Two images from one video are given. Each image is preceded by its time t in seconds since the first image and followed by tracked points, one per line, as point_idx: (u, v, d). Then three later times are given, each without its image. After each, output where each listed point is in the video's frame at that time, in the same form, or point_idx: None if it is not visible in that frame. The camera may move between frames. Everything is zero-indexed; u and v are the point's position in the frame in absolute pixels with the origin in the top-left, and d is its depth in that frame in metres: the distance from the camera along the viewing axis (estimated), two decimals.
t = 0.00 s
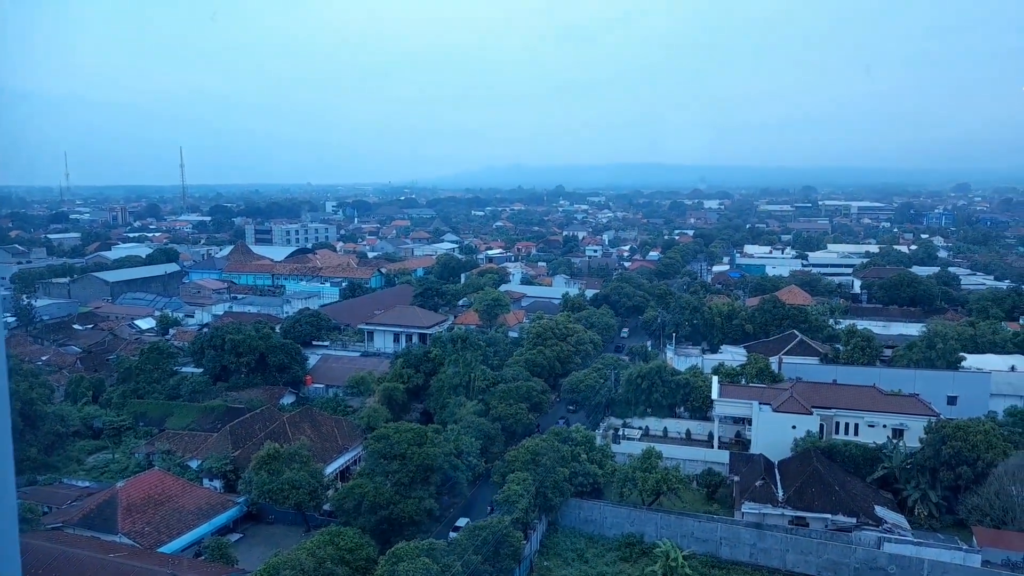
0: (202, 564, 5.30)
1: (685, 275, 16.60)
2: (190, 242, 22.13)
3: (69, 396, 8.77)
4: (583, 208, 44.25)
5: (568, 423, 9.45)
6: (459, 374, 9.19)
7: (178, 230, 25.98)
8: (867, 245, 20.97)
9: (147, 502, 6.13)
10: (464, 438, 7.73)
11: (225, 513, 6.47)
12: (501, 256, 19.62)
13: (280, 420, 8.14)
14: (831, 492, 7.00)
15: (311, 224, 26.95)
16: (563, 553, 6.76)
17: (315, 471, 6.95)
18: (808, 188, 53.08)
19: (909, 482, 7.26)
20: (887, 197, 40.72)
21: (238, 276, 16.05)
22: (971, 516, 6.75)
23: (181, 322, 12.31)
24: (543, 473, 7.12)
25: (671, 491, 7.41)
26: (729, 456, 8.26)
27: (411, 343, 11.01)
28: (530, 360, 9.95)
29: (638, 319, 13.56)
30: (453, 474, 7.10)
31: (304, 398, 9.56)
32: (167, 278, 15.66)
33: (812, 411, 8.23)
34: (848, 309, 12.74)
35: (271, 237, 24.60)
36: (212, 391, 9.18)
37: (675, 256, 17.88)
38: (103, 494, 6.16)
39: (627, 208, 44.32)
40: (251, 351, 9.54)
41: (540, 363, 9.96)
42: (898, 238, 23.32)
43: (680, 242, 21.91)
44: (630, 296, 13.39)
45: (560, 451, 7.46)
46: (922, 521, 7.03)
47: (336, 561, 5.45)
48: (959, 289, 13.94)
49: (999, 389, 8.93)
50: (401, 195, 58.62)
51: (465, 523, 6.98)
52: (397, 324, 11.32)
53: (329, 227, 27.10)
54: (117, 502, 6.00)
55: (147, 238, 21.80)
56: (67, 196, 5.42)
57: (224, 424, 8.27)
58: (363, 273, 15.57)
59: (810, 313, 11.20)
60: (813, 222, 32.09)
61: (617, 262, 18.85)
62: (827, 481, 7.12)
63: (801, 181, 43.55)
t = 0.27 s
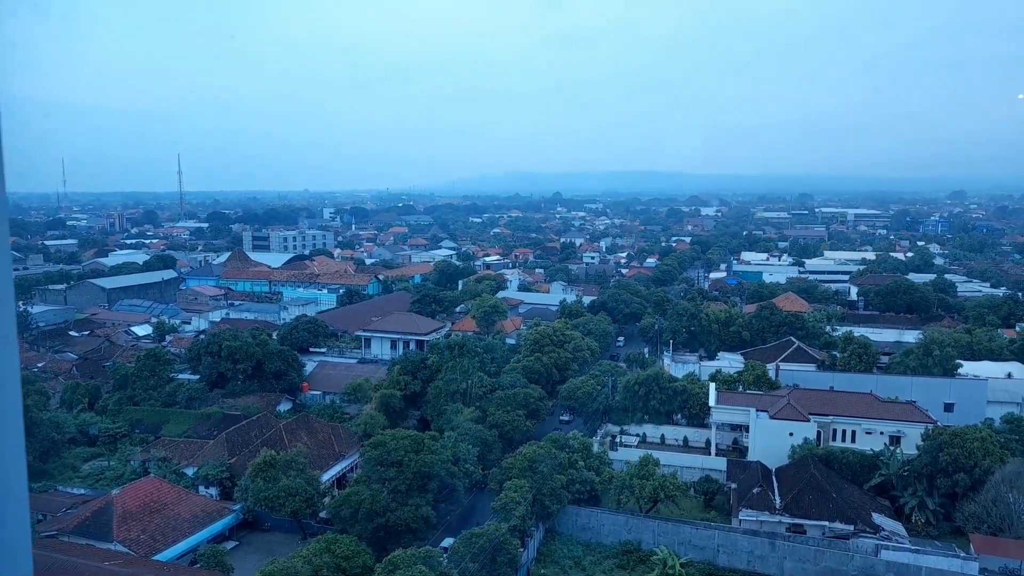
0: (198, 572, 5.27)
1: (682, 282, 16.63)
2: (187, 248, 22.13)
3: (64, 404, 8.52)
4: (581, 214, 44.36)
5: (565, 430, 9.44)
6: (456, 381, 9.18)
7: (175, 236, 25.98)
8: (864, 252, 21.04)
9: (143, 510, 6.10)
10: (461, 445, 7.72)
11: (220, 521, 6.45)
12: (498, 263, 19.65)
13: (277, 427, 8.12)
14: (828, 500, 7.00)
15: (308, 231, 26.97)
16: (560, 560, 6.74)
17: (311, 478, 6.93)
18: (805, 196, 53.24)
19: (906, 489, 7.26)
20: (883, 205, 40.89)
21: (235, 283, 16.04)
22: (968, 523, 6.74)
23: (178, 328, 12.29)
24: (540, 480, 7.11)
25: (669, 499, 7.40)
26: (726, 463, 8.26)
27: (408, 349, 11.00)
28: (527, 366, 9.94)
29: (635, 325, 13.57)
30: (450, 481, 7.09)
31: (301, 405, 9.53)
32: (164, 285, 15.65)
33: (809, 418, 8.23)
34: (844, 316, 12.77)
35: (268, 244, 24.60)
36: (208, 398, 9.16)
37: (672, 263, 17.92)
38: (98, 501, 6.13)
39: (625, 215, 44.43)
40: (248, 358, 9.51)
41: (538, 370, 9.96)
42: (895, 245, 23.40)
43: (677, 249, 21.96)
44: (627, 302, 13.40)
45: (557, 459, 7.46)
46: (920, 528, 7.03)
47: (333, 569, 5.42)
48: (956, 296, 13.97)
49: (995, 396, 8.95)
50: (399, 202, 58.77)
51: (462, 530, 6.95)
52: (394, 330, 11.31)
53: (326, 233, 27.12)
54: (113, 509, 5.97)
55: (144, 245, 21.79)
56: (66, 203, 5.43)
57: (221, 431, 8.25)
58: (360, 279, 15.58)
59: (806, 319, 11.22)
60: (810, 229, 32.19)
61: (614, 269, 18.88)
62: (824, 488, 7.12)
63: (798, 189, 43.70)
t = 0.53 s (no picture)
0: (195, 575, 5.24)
1: (680, 284, 16.63)
2: (185, 251, 22.10)
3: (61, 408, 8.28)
4: (579, 217, 44.33)
5: (564, 433, 9.42)
6: (454, 384, 9.17)
7: (173, 239, 25.94)
8: (861, 254, 21.08)
9: (140, 513, 6.08)
10: (459, 448, 7.71)
11: (218, 524, 6.43)
12: (497, 265, 19.66)
13: (275, 430, 8.10)
14: (826, 502, 7.00)
15: (306, 233, 26.94)
16: (559, 563, 6.73)
17: (309, 481, 6.92)
18: (803, 198, 53.31)
19: (904, 491, 7.27)
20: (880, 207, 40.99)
21: (233, 285, 16.02)
22: (966, 525, 6.73)
23: (175, 331, 12.26)
24: (539, 482, 7.10)
25: (667, 501, 7.39)
26: (724, 465, 8.26)
27: (406, 352, 10.99)
28: (525, 369, 9.93)
29: (634, 327, 13.56)
30: (448, 483, 7.08)
31: (299, 407, 9.51)
32: (162, 287, 15.62)
33: (807, 420, 8.23)
34: (842, 318, 12.78)
35: (266, 246, 24.56)
36: (205, 402, 9.15)
37: (671, 265, 17.92)
38: (96, 504, 6.10)
39: (623, 218, 44.43)
40: (245, 360, 9.48)
41: (536, 372, 9.95)
42: (892, 247, 23.44)
43: (675, 252, 21.97)
44: (625, 304, 13.40)
45: (555, 461, 7.45)
46: (918, 530, 7.04)
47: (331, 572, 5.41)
48: (953, 298, 13.99)
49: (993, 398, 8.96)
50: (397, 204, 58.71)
51: (460, 533, 6.93)
52: (392, 333, 11.30)
53: (325, 236, 27.09)
54: (111, 512, 5.94)
55: (142, 247, 21.76)
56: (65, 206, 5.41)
57: (218, 433, 8.23)
58: (358, 282, 15.56)
59: (804, 322, 11.22)
60: (808, 231, 32.23)
61: (612, 271, 18.89)
62: (822, 490, 7.12)
63: (796, 191, 43.74)
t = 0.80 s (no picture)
0: None
1: (678, 289, 16.66)
2: (183, 256, 22.11)
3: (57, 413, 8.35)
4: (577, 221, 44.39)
5: (562, 437, 9.42)
6: (452, 388, 9.17)
7: (171, 244, 25.92)
8: (859, 259, 21.11)
9: (136, 518, 6.06)
10: (457, 452, 7.70)
11: (215, 529, 6.41)
12: (495, 270, 19.67)
13: (272, 435, 8.09)
14: (824, 506, 7.00)
15: (304, 238, 26.94)
16: (557, 568, 6.72)
17: (307, 486, 6.91)
18: (800, 203, 53.47)
19: (902, 495, 7.27)
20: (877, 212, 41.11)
21: (231, 290, 16.01)
22: (964, 529, 6.72)
23: (172, 336, 12.25)
24: (536, 487, 7.10)
25: (665, 505, 7.39)
26: (722, 470, 8.26)
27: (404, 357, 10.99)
28: (523, 373, 9.93)
29: (632, 332, 13.56)
30: (446, 488, 7.07)
31: (296, 412, 9.50)
32: (159, 292, 15.61)
33: (805, 424, 8.23)
34: (840, 323, 12.80)
35: (264, 251, 24.57)
36: (203, 407, 9.13)
37: (668, 270, 17.95)
38: (92, 509, 6.08)
39: (621, 222, 44.52)
40: (243, 365, 9.47)
41: (534, 377, 9.95)
42: (889, 252, 23.49)
43: (672, 256, 22.02)
44: (623, 309, 13.41)
45: (553, 466, 7.44)
46: (915, 534, 7.02)
47: None
48: (950, 302, 14.02)
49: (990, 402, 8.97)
50: (395, 209, 58.74)
51: (458, 539, 6.92)
52: (390, 338, 11.30)
53: (323, 240, 27.10)
54: (107, 518, 5.92)
55: (139, 252, 21.74)
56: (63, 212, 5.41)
57: (216, 439, 8.22)
58: (356, 286, 15.57)
59: (802, 326, 11.24)
60: (805, 235, 32.31)
61: (610, 275, 18.91)
62: (820, 495, 7.12)
63: (793, 196, 43.86)
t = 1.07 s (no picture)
0: None
1: (672, 295, 16.70)
2: (177, 261, 22.02)
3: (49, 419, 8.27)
4: (571, 227, 44.49)
5: (557, 443, 9.40)
6: (446, 395, 9.16)
7: (164, 249, 25.84)
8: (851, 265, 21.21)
9: (128, 526, 6.02)
10: (451, 459, 7.68)
11: (208, 537, 6.37)
12: (489, 275, 19.67)
13: (265, 442, 8.06)
14: (818, 512, 7.00)
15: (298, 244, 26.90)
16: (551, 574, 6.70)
17: (300, 492, 6.88)
18: (793, 209, 53.70)
19: (895, 501, 7.29)
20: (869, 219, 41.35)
21: (224, 296, 15.97)
22: (958, 535, 6.71)
23: (165, 342, 12.21)
24: (531, 493, 7.08)
25: (660, 512, 7.39)
26: (717, 476, 8.27)
27: (398, 362, 10.96)
28: (517, 379, 9.93)
29: (626, 337, 13.57)
30: (440, 494, 7.05)
31: (290, 418, 9.47)
32: (152, 298, 15.55)
33: (798, 430, 8.25)
34: (833, 328, 12.84)
35: (258, 257, 24.50)
36: (195, 413, 9.09)
37: (662, 276, 17.99)
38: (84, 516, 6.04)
39: (615, 228, 44.59)
40: (236, 371, 9.42)
41: (528, 383, 9.95)
42: (881, 258, 23.63)
43: (666, 262, 22.07)
44: (617, 315, 13.42)
45: (548, 472, 7.43)
46: (910, 540, 7.03)
47: None
48: (943, 308, 14.09)
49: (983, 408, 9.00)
50: (389, 215, 58.72)
51: (452, 545, 6.89)
52: (384, 344, 11.28)
53: (317, 246, 27.07)
54: (98, 525, 5.85)
55: (132, 258, 21.66)
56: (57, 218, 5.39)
57: (208, 445, 8.18)
58: (350, 292, 15.54)
59: (796, 332, 11.28)
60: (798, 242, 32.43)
61: (604, 281, 18.94)
62: (814, 501, 7.12)
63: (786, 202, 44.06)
